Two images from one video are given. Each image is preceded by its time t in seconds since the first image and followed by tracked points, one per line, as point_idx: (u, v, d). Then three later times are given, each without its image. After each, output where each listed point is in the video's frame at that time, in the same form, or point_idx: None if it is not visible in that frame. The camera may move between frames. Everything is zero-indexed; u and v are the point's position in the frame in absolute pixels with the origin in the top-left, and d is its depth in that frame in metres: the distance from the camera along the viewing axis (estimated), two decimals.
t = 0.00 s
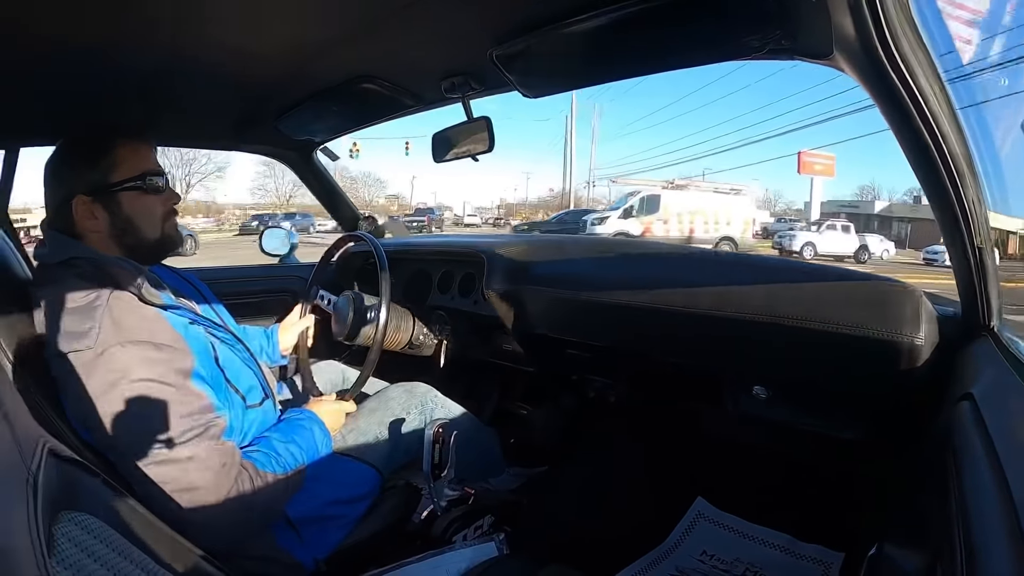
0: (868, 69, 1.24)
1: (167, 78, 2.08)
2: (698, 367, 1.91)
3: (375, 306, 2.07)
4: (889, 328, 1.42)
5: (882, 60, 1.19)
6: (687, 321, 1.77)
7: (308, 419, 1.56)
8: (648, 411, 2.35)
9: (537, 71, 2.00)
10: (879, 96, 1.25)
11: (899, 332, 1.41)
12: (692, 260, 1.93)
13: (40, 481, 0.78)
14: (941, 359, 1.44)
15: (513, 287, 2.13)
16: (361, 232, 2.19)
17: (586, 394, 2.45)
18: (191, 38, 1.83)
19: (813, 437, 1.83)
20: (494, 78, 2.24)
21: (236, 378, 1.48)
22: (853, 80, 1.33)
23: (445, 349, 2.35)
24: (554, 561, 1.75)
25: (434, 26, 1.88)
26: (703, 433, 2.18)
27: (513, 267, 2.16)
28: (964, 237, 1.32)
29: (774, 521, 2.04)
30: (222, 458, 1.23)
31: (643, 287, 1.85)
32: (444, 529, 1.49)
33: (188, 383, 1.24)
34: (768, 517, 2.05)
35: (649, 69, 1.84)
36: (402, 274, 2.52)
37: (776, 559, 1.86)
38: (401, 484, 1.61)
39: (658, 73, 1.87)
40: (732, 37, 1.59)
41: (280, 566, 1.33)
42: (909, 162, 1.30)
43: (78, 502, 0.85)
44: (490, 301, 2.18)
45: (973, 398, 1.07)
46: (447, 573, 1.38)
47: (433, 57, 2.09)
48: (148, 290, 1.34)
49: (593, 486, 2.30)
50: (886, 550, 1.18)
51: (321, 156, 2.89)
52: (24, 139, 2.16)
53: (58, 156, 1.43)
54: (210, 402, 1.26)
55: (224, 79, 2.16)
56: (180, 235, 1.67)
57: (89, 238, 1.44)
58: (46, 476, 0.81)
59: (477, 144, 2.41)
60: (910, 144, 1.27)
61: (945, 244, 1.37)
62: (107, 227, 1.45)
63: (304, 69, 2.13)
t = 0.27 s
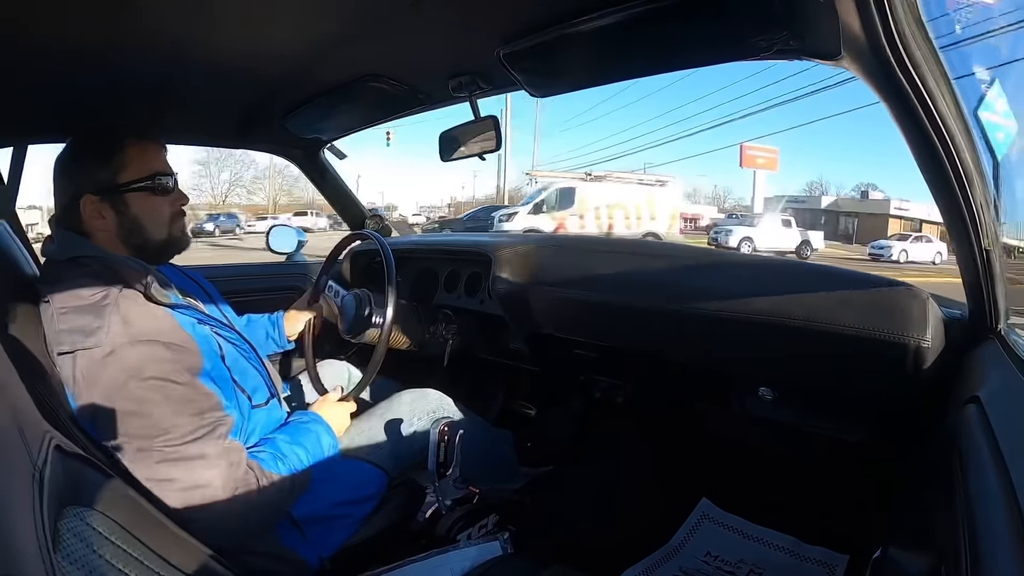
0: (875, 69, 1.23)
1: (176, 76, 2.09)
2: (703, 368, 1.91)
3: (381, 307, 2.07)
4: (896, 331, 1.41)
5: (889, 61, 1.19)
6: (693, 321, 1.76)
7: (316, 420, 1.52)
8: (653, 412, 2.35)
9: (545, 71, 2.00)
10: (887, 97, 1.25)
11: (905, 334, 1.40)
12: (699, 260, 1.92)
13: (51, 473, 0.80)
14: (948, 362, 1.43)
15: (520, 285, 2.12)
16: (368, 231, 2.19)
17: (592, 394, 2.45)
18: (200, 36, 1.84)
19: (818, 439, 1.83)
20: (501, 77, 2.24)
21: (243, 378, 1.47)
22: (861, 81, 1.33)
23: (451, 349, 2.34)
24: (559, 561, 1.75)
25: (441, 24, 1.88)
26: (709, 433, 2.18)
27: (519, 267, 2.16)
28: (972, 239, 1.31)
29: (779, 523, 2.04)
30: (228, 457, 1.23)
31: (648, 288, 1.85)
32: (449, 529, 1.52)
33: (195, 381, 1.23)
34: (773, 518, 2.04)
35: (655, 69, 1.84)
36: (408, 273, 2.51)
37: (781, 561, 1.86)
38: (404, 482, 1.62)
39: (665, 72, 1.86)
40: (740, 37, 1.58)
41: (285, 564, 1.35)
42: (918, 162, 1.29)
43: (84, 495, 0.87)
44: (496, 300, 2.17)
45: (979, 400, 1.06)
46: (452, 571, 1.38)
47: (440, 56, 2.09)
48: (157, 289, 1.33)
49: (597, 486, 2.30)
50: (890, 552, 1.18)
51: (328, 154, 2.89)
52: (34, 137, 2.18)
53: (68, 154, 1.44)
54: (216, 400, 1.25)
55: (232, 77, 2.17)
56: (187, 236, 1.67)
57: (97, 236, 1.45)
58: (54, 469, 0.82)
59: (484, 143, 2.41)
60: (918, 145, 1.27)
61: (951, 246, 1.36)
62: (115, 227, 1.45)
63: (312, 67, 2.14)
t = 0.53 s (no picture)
0: (881, 72, 1.23)
1: (183, 74, 2.10)
2: (706, 371, 1.90)
3: (385, 306, 2.07)
4: (901, 334, 1.41)
5: (896, 62, 1.18)
6: (697, 323, 1.76)
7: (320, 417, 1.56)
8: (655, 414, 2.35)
9: (551, 72, 2.00)
10: (893, 100, 1.25)
11: (910, 338, 1.40)
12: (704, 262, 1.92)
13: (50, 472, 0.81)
14: (953, 367, 1.42)
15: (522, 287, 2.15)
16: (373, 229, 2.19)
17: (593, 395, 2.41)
18: (208, 34, 1.85)
19: (821, 443, 1.83)
20: (508, 78, 2.24)
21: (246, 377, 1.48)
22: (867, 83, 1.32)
23: (454, 349, 2.37)
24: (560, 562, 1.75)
25: (448, 25, 1.88)
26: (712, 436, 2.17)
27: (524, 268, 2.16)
28: (977, 243, 1.31)
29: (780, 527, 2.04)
30: (229, 456, 1.24)
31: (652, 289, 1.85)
32: (450, 529, 1.50)
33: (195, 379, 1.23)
34: (776, 522, 2.04)
35: (661, 71, 1.84)
36: (412, 273, 2.49)
37: (782, 565, 1.88)
38: (407, 481, 1.62)
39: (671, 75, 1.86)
40: (746, 40, 1.58)
41: (288, 562, 1.35)
42: (921, 166, 1.29)
43: (88, 490, 0.89)
44: (501, 301, 2.17)
45: (984, 404, 1.06)
46: (454, 570, 1.38)
47: (447, 56, 2.10)
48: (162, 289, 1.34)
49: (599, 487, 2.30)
50: (891, 556, 1.18)
51: (333, 154, 2.88)
52: (41, 133, 2.19)
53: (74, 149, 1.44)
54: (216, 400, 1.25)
55: (240, 76, 2.18)
56: (192, 234, 1.68)
57: (104, 234, 1.46)
58: (53, 467, 0.84)
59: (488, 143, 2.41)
60: (924, 149, 1.26)
61: (955, 251, 1.36)
62: (122, 224, 1.47)
63: (319, 66, 2.14)
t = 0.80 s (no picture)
0: (885, 70, 1.23)
1: (186, 73, 2.11)
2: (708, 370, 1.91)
3: (388, 304, 2.07)
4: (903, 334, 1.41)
5: (899, 60, 1.18)
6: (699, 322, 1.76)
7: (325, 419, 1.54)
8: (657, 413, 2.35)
9: (554, 70, 1.99)
10: (896, 98, 1.24)
11: (911, 338, 1.41)
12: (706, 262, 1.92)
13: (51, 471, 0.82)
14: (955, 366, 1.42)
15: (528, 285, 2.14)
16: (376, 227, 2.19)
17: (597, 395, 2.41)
18: (211, 33, 1.85)
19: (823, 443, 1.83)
20: (510, 77, 2.24)
21: (248, 376, 1.47)
22: (872, 81, 1.31)
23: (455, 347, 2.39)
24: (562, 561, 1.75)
25: (452, 23, 1.88)
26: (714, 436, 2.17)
27: (526, 267, 2.16)
28: (980, 243, 1.30)
29: (782, 526, 2.04)
30: (230, 455, 1.24)
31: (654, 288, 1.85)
32: (452, 527, 1.52)
33: (194, 379, 1.23)
34: (778, 521, 2.04)
35: (663, 70, 1.84)
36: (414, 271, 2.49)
37: (784, 565, 1.89)
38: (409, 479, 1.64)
39: (674, 73, 1.86)
40: (748, 38, 1.57)
41: (290, 559, 1.35)
42: (925, 163, 1.28)
43: (88, 489, 0.90)
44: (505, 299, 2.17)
45: (987, 404, 1.05)
46: (456, 569, 1.39)
47: (449, 55, 2.09)
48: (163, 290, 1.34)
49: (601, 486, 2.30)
50: (893, 556, 1.18)
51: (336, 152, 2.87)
52: (44, 132, 2.19)
53: (76, 147, 1.41)
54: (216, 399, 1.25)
55: (243, 75, 2.19)
56: (191, 234, 1.67)
57: (114, 235, 1.45)
58: (52, 466, 0.84)
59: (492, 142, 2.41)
60: (927, 148, 1.26)
61: (958, 250, 1.35)
62: (135, 224, 1.47)
63: (321, 65, 2.14)
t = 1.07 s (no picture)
0: (887, 71, 1.23)
1: (187, 76, 2.11)
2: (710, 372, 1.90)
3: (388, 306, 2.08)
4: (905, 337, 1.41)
5: (900, 62, 1.19)
6: (700, 323, 1.76)
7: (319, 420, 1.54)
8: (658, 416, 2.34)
9: (555, 73, 2.00)
10: (898, 99, 1.24)
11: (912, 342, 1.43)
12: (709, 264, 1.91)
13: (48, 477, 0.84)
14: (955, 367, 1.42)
15: (532, 288, 2.13)
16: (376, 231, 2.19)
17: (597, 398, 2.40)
18: (213, 35, 1.85)
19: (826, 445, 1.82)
20: (511, 79, 2.24)
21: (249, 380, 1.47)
22: (872, 85, 1.32)
23: (457, 348, 2.42)
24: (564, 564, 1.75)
25: (453, 25, 1.88)
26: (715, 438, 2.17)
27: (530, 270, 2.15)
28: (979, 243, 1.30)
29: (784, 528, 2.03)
30: (231, 457, 1.26)
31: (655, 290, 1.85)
32: (454, 531, 1.56)
33: (196, 382, 1.24)
34: (780, 524, 2.04)
35: (663, 72, 1.84)
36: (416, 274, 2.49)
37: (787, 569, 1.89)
38: (412, 481, 1.63)
39: (675, 75, 1.86)
40: (751, 40, 1.57)
41: (290, 561, 1.36)
42: (926, 165, 1.28)
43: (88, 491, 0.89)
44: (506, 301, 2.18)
45: (988, 406, 1.05)
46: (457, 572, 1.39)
47: (451, 58, 2.10)
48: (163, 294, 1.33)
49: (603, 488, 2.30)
50: (895, 557, 1.17)
51: (338, 155, 2.88)
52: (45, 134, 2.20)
53: (80, 150, 1.43)
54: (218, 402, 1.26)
55: (244, 78, 2.19)
56: (191, 239, 1.67)
57: (114, 241, 1.45)
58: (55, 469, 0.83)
59: (494, 144, 2.41)
60: (928, 149, 1.26)
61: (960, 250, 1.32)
62: (135, 232, 1.47)
63: (323, 67, 2.15)
